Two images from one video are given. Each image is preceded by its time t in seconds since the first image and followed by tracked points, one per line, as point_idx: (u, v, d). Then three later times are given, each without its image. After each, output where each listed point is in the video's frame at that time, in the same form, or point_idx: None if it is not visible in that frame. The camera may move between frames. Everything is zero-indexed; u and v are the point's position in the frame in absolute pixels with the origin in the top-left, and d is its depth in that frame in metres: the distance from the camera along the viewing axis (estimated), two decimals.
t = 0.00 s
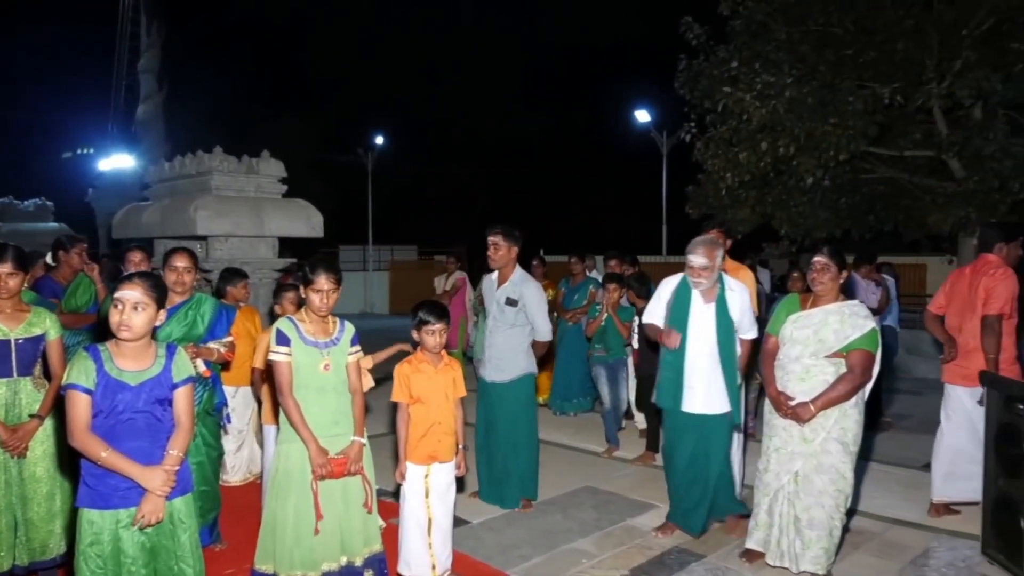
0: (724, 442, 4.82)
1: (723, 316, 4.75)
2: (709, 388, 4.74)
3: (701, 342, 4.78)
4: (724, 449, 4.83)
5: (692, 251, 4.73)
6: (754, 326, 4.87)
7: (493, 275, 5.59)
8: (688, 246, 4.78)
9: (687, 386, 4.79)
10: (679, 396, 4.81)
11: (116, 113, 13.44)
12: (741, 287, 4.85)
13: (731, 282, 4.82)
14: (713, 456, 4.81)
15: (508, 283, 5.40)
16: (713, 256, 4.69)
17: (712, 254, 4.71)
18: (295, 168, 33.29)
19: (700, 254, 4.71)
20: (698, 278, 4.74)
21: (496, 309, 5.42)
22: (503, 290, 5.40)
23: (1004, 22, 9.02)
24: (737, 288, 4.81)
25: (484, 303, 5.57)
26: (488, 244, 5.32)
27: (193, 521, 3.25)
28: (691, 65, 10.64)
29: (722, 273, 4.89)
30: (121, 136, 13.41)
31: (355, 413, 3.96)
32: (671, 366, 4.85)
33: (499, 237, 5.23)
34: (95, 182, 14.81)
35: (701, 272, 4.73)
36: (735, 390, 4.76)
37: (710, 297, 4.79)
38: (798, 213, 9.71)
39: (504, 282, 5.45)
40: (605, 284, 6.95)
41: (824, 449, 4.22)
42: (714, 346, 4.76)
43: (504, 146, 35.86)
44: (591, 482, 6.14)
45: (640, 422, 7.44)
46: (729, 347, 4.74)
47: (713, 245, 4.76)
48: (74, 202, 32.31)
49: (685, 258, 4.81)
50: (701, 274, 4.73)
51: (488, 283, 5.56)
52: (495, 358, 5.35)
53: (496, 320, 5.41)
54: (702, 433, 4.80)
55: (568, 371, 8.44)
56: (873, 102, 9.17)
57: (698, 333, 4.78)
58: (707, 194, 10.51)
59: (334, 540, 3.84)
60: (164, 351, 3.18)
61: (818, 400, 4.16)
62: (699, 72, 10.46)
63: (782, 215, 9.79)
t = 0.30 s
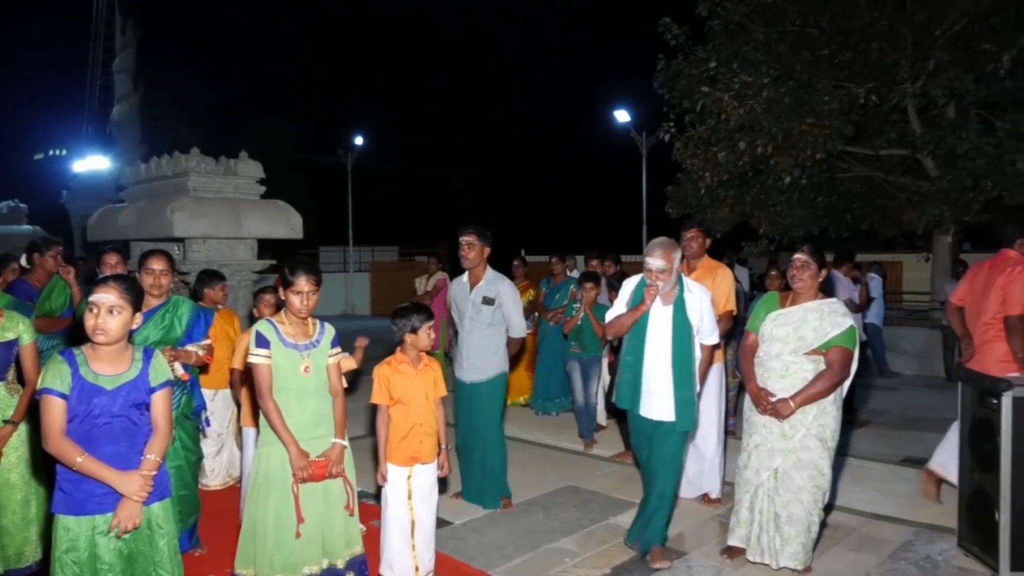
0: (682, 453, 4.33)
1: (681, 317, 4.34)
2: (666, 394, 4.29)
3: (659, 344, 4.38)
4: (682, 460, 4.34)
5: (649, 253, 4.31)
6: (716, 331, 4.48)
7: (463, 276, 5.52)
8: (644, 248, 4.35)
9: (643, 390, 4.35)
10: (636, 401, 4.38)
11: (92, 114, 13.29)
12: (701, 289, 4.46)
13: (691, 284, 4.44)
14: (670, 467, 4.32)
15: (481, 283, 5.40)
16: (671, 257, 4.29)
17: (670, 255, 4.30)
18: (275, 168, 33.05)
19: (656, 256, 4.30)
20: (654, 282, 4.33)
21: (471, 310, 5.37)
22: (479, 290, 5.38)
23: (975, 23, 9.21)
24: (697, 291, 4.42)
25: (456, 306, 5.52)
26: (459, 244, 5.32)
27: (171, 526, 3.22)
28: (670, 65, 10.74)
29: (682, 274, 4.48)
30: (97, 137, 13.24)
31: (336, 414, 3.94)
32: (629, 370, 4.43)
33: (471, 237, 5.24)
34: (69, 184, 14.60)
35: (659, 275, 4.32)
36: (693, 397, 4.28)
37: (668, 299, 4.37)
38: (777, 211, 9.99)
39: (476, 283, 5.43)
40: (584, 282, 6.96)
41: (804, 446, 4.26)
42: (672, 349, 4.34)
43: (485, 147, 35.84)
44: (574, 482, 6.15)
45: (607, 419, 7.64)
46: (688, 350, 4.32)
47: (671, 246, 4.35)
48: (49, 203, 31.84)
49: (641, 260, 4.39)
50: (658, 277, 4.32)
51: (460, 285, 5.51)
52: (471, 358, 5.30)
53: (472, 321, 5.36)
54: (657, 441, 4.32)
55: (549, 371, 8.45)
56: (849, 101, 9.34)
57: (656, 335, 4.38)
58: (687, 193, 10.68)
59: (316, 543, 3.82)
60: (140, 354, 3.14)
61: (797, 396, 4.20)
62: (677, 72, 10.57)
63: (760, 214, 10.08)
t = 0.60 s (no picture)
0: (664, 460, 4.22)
1: (658, 318, 4.22)
2: (641, 399, 4.20)
3: (635, 347, 4.26)
4: (667, 468, 4.23)
5: (626, 247, 4.16)
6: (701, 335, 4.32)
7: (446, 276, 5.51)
8: (621, 241, 4.22)
9: (619, 394, 4.27)
10: (611, 406, 4.29)
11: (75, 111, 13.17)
12: (683, 288, 4.33)
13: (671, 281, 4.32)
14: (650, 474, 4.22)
15: (466, 283, 5.39)
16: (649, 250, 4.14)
17: (647, 249, 4.17)
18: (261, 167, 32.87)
19: (633, 249, 4.14)
20: (632, 276, 4.18)
21: (457, 309, 5.37)
22: (463, 289, 5.38)
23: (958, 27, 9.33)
24: (677, 291, 4.28)
25: (440, 306, 5.50)
26: (441, 244, 5.32)
27: (156, 527, 3.19)
28: (657, 66, 10.81)
29: (661, 269, 4.35)
30: (80, 134, 13.12)
31: (323, 415, 3.92)
32: (604, 373, 4.33)
33: (455, 236, 5.24)
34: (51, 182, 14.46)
35: (636, 270, 4.17)
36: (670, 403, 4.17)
37: (647, 298, 4.27)
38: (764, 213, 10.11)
39: (460, 283, 5.42)
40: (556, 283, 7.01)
41: (791, 446, 4.28)
42: (648, 353, 4.22)
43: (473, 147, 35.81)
44: (560, 482, 6.15)
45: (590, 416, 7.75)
46: (666, 354, 4.20)
47: (647, 240, 4.21)
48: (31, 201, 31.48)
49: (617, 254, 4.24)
50: (635, 271, 4.17)
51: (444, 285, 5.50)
52: (457, 358, 5.30)
53: (458, 319, 5.36)
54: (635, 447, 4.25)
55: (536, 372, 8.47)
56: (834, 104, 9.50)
57: (632, 338, 4.27)
58: (674, 194, 10.78)
59: (302, 544, 3.81)
60: (125, 354, 3.12)
61: (785, 397, 4.22)
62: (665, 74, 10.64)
63: (748, 215, 10.15)
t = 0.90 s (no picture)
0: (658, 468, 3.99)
1: (644, 321, 3.94)
2: (630, 411, 3.91)
3: (619, 355, 3.95)
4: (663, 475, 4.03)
5: (604, 249, 3.90)
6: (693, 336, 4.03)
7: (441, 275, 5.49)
8: (598, 242, 3.95)
9: (603, 408, 3.95)
10: (596, 422, 3.96)
11: (69, 111, 13.12)
12: (667, 288, 4.06)
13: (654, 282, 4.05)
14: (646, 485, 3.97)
15: (460, 282, 5.39)
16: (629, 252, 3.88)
17: (627, 249, 3.90)
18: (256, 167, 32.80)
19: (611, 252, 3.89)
20: (613, 281, 3.91)
21: (451, 308, 5.35)
22: (457, 288, 5.36)
23: (952, 28, 9.37)
24: (661, 290, 4.01)
25: (434, 306, 5.48)
26: (436, 243, 5.33)
27: (150, 529, 3.19)
28: (653, 67, 10.84)
29: (643, 270, 4.07)
30: (73, 134, 13.08)
31: (317, 415, 3.92)
32: (588, 387, 3.99)
33: (450, 235, 5.24)
34: (45, 182, 14.41)
35: (616, 272, 3.91)
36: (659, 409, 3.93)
37: (629, 301, 3.98)
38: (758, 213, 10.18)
39: (454, 283, 5.41)
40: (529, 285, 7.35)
41: (785, 445, 4.29)
42: (633, 361, 3.93)
43: (469, 147, 35.78)
44: (555, 482, 6.15)
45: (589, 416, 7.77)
46: (653, 360, 3.93)
47: (627, 240, 3.94)
48: (25, 201, 31.34)
49: (595, 256, 3.98)
50: (615, 274, 3.91)
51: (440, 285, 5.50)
52: (451, 357, 5.30)
53: (451, 319, 5.34)
54: (627, 461, 3.95)
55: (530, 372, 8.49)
56: (829, 104, 9.50)
57: (615, 346, 3.97)
58: (669, 195, 10.83)
59: (296, 545, 3.80)
60: (119, 355, 3.11)
61: (781, 397, 4.22)
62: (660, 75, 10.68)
63: (742, 216, 10.26)
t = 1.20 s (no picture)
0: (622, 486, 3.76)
1: (601, 327, 3.71)
2: (588, 424, 3.68)
3: (575, 366, 3.72)
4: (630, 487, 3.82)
5: (556, 249, 3.70)
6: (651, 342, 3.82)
7: (420, 275, 5.48)
8: (550, 241, 3.75)
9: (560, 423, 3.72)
10: (553, 437, 3.72)
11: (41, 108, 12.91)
12: (624, 290, 3.84)
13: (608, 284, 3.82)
14: (611, 505, 3.73)
15: (438, 283, 5.36)
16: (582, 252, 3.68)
17: (580, 250, 3.70)
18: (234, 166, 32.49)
19: (564, 253, 3.69)
20: (566, 283, 3.71)
21: (429, 308, 5.33)
22: (435, 288, 5.34)
23: (925, 32, 9.51)
24: (618, 292, 3.79)
25: (413, 306, 5.47)
26: (416, 242, 5.33)
27: (125, 533, 3.14)
28: (632, 68, 10.91)
29: (598, 271, 3.86)
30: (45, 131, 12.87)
31: (295, 416, 3.89)
32: (542, 401, 3.75)
33: (430, 235, 5.24)
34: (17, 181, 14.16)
35: (568, 274, 3.71)
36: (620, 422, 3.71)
37: (584, 305, 3.76)
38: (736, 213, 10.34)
39: (433, 283, 5.40)
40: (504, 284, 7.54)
41: (762, 444, 4.32)
42: (590, 371, 3.70)
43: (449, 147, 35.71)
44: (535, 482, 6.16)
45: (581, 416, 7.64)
46: (612, 369, 3.69)
47: (580, 239, 3.74)
48: None
49: (548, 257, 3.78)
50: (568, 276, 3.70)
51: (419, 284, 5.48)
52: (427, 358, 5.29)
53: (429, 319, 5.33)
54: (588, 477, 3.72)
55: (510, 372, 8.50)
56: (806, 106, 9.72)
57: (569, 355, 3.73)
58: (649, 195, 10.90)
59: (274, 547, 3.78)
60: (93, 357, 3.06)
61: (763, 398, 4.23)
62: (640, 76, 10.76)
63: (721, 216, 10.41)
